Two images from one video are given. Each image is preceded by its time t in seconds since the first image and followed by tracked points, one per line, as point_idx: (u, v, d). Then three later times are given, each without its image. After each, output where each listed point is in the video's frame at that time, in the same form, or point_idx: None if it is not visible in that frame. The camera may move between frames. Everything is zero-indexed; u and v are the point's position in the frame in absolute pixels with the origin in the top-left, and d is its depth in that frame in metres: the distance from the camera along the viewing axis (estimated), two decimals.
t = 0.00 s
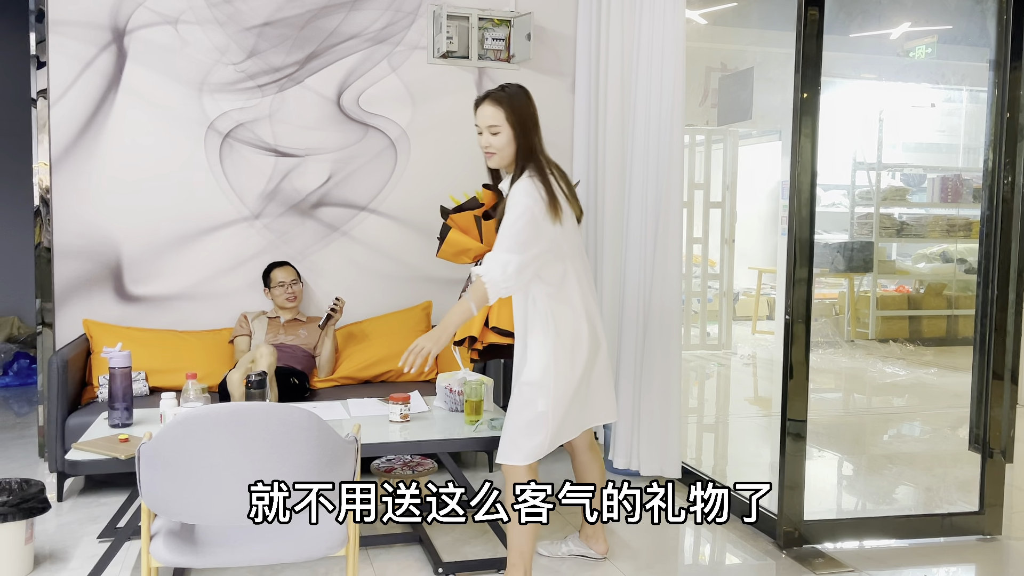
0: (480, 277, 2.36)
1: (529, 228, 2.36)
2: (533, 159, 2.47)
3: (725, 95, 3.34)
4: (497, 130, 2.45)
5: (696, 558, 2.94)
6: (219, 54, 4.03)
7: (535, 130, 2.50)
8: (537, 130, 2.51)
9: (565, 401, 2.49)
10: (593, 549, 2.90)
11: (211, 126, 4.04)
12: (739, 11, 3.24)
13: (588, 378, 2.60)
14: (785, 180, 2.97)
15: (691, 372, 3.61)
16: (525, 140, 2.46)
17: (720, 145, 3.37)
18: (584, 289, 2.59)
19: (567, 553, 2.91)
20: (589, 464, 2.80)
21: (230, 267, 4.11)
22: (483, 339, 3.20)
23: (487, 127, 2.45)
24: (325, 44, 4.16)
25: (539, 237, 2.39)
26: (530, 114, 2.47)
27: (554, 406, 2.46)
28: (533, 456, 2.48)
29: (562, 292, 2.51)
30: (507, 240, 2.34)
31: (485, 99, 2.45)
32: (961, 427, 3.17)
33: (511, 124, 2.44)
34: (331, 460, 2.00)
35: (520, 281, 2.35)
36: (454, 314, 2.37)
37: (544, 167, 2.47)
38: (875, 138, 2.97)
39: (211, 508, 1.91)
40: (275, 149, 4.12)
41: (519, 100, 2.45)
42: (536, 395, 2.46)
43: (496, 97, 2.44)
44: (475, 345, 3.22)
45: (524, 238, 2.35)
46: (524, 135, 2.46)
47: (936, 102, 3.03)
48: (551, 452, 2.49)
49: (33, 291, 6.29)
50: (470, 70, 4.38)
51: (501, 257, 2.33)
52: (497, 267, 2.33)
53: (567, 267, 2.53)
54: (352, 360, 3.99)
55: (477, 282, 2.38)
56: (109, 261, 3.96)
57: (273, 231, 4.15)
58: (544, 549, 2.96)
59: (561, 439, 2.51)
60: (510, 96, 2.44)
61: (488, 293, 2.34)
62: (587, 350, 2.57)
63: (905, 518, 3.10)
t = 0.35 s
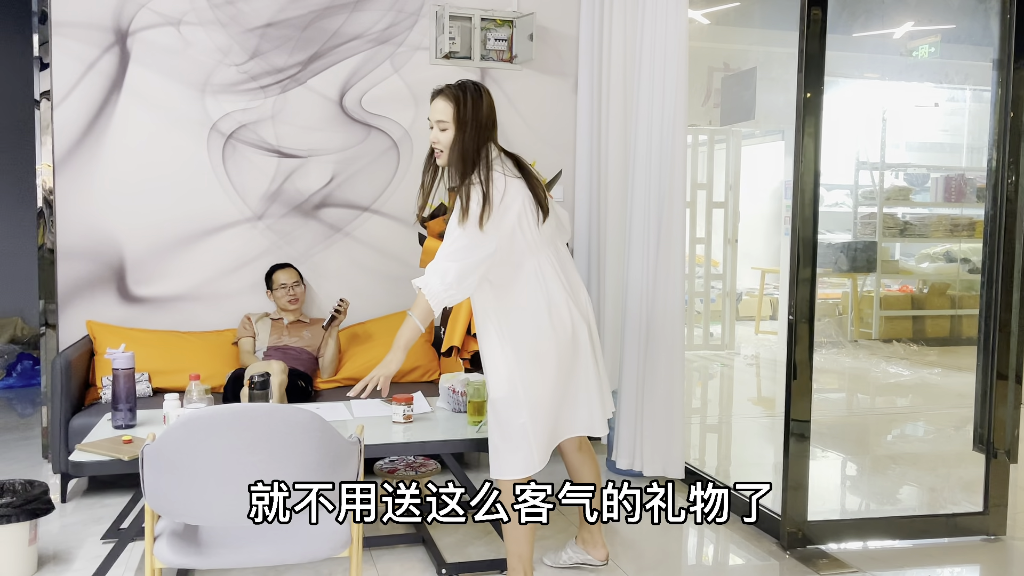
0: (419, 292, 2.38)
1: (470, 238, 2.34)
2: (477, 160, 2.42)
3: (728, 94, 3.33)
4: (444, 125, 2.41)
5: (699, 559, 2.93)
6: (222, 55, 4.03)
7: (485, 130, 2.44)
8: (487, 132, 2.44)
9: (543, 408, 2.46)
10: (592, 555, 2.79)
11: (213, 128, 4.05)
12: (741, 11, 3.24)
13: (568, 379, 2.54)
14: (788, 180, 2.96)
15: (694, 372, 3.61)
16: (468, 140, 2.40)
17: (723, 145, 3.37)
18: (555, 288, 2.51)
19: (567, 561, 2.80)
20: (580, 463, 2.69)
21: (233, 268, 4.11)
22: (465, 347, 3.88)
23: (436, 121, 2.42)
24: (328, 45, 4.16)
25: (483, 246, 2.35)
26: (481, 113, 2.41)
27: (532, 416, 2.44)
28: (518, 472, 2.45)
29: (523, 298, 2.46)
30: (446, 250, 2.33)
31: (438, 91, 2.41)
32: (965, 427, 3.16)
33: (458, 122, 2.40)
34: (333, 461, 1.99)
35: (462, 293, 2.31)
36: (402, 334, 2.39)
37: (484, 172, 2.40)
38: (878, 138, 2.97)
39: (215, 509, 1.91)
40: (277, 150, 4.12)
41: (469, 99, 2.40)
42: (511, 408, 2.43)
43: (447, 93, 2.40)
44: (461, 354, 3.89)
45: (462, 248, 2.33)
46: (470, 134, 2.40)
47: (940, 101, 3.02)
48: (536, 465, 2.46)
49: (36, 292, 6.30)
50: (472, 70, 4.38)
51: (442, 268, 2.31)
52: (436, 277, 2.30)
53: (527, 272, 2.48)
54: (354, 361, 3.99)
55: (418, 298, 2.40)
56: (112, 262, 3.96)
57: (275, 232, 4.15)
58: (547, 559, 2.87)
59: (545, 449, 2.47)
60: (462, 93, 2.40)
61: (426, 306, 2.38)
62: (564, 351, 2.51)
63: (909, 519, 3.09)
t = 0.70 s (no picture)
0: (449, 278, 2.37)
1: (495, 228, 2.36)
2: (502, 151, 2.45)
3: (729, 95, 3.33)
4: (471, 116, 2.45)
5: (701, 560, 2.93)
6: (224, 56, 4.04)
7: (510, 122, 2.48)
8: (513, 125, 2.47)
9: (538, 411, 2.44)
10: (606, 558, 2.78)
11: (215, 129, 4.05)
12: (742, 12, 3.24)
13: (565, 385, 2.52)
14: (789, 181, 2.96)
15: (696, 373, 3.61)
16: (493, 129, 2.43)
17: (725, 146, 3.37)
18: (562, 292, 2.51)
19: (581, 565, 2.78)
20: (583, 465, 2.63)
21: (234, 270, 4.12)
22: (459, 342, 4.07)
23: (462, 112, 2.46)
24: (329, 46, 4.16)
25: (504, 239, 2.38)
26: (508, 106, 2.45)
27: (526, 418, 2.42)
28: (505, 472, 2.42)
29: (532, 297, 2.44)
30: (472, 239, 2.35)
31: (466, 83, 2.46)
32: (968, 427, 3.16)
33: (484, 113, 2.44)
34: (335, 462, 2.00)
35: (486, 282, 2.34)
36: (431, 320, 2.37)
37: (508, 161, 2.42)
38: (880, 138, 2.96)
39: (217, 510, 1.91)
40: (279, 152, 4.13)
41: (497, 92, 2.44)
42: (505, 407, 2.41)
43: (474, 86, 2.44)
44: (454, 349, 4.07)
45: (489, 237, 2.35)
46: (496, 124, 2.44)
47: (941, 102, 3.02)
48: (524, 468, 2.43)
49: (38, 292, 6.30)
50: (473, 71, 4.39)
51: (467, 257, 2.33)
52: (464, 266, 2.33)
53: (540, 271, 2.47)
54: (356, 362, 3.99)
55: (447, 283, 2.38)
56: (114, 264, 3.97)
57: (277, 234, 4.16)
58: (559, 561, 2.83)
59: (537, 453, 2.45)
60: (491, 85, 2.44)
61: (457, 292, 2.35)
62: (562, 356, 2.50)
63: (911, 519, 3.09)
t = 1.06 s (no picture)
0: (513, 271, 2.45)
1: (556, 228, 2.46)
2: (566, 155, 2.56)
3: (729, 95, 3.33)
4: (534, 122, 2.54)
5: (701, 560, 2.93)
6: (224, 58, 4.04)
7: (571, 131, 2.58)
8: (573, 132, 2.58)
9: (568, 408, 2.53)
10: (615, 564, 2.78)
11: (214, 130, 4.05)
12: (742, 12, 3.24)
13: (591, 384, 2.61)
14: (789, 181, 2.96)
15: (696, 373, 3.60)
16: (556, 135, 2.54)
17: (724, 146, 3.37)
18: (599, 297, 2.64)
19: (589, 567, 2.79)
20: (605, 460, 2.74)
21: (234, 271, 4.12)
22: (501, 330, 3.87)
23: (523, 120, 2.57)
24: (329, 47, 4.17)
25: (564, 241, 2.48)
26: (569, 113, 2.56)
27: (557, 408, 2.50)
28: (530, 456, 2.51)
29: (575, 296, 2.55)
30: (535, 237, 2.45)
31: (528, 91, 2.56)
32: (968, 427, 3.16)
33: (548, 119, 2.54)
34: (335, 463, 2.00)
35: (548, 279, 2.44)
36: (496, 313, 2.42)
37: (572, 167, 2.54)
38: (880, 138, 2.96)
39: (216, 512, 1.90)
40: (279, 152, 4.13)
41: (558, 99, 2.55)
42: (538, 396, 2.50)
43: (535, 95, 2.54)
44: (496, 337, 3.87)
45: (552, 237, 2.45)
46: (560, 129, 2.54)
47: (941, 102, 3.02)
48: (548, 455, 2.51)
49: (38, 293, 6.31)
50: (473, 72, 4.39)
51: (529, 254, 2.43)
52: (530, 262, 2.43)
53: (587, 274, 2.57)
54: (357, 362, 3.99)
55: (513, 277, 2.45)
56: (114, 265, 3.97)
57: (277, 235, 4.16)
58: (564, 561, 2.85)
59: (562, 444, 2.54)
60: (552, 94, 2.54)
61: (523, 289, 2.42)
62: (592, 356, 2.61)
63: (911, 519, 3.09)
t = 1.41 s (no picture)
0: (530, 267, 2.50)
1: (575, 225, 2.47)
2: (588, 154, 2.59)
3: (728, 96, 3.33)
4: (556, 122, 2.59)
5: (701, 560, 2.93)
6: (223, 58, 4.04)
7: (593, 129, 2.60)
8: (597, 130, 2.61)
9: (599, 401, 2.54)
10: (615, 564, 2.79)
11: (213, 131, 4.05)
12: (741, 12, 3.24)
13: (626, 376, 2.61)
14: (788, 181, 2.96)
15: (696, 374, 3.60)
16: (578, 134, 2.58)
17: (723, 147, 3.37)
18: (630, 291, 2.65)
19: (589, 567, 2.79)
20: (618, 458, 2.75)
21: (234, 271, 4.12)
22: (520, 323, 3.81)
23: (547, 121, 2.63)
24: (328, 48, 4.17)
25: (585, 237, 2.49)
26: (592, 113, 2.59)
27: (587, 400, 2.52)
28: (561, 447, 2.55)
29: (604, 290, 2.56)
30: (552, 234, 2.46)
31: (551, 93, 2.61)
32: (967, 427, 3.16)
33: (569, 120, 2.57)
34: (335, 463, 2.00)
35: (562, 275, 2.46)
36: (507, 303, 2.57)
37: (594, 165, 2.57)
38: (879, 138, 2.97)
39: (216, 512, 1.90)
40: (278, 153, 4.13)
41: (580, 100, 2.58)
42: (568, 387, 2.53)
43: (557, 97, 2.59)
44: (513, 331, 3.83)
45: (570, 233, 2.46)
46: (582, 129, 2.58)
47: (939, 103, 3.02)
48: (580, 446, 2.53)
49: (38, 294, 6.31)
50: (473, 73, 4.39)
51: (547, 250, 2.45)
52: (544, 258, 2.45)
53: (613, 269, 2.58)
54: (357, 362, 3.99)
55: (525, 271, 2.57)
56: (113, 265, 3.97)
57: (276, 235, 4.16)
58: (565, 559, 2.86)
59: (594, 435, 2.55)
60: (574, 95, 2.58)
61: (534, 281, 2.55)
62: (624, 349, 2.61)
63: (911, 519, 3.09)
